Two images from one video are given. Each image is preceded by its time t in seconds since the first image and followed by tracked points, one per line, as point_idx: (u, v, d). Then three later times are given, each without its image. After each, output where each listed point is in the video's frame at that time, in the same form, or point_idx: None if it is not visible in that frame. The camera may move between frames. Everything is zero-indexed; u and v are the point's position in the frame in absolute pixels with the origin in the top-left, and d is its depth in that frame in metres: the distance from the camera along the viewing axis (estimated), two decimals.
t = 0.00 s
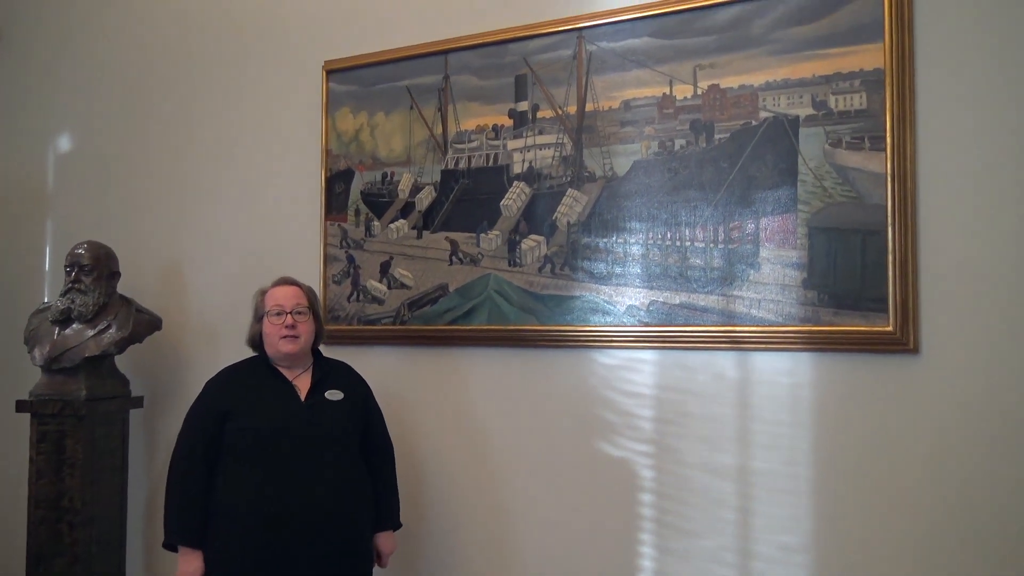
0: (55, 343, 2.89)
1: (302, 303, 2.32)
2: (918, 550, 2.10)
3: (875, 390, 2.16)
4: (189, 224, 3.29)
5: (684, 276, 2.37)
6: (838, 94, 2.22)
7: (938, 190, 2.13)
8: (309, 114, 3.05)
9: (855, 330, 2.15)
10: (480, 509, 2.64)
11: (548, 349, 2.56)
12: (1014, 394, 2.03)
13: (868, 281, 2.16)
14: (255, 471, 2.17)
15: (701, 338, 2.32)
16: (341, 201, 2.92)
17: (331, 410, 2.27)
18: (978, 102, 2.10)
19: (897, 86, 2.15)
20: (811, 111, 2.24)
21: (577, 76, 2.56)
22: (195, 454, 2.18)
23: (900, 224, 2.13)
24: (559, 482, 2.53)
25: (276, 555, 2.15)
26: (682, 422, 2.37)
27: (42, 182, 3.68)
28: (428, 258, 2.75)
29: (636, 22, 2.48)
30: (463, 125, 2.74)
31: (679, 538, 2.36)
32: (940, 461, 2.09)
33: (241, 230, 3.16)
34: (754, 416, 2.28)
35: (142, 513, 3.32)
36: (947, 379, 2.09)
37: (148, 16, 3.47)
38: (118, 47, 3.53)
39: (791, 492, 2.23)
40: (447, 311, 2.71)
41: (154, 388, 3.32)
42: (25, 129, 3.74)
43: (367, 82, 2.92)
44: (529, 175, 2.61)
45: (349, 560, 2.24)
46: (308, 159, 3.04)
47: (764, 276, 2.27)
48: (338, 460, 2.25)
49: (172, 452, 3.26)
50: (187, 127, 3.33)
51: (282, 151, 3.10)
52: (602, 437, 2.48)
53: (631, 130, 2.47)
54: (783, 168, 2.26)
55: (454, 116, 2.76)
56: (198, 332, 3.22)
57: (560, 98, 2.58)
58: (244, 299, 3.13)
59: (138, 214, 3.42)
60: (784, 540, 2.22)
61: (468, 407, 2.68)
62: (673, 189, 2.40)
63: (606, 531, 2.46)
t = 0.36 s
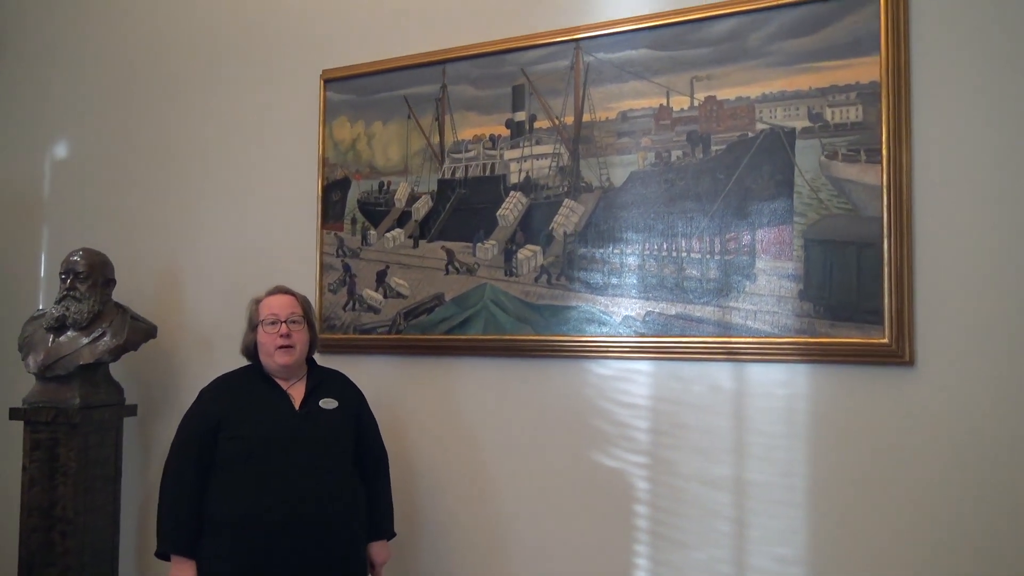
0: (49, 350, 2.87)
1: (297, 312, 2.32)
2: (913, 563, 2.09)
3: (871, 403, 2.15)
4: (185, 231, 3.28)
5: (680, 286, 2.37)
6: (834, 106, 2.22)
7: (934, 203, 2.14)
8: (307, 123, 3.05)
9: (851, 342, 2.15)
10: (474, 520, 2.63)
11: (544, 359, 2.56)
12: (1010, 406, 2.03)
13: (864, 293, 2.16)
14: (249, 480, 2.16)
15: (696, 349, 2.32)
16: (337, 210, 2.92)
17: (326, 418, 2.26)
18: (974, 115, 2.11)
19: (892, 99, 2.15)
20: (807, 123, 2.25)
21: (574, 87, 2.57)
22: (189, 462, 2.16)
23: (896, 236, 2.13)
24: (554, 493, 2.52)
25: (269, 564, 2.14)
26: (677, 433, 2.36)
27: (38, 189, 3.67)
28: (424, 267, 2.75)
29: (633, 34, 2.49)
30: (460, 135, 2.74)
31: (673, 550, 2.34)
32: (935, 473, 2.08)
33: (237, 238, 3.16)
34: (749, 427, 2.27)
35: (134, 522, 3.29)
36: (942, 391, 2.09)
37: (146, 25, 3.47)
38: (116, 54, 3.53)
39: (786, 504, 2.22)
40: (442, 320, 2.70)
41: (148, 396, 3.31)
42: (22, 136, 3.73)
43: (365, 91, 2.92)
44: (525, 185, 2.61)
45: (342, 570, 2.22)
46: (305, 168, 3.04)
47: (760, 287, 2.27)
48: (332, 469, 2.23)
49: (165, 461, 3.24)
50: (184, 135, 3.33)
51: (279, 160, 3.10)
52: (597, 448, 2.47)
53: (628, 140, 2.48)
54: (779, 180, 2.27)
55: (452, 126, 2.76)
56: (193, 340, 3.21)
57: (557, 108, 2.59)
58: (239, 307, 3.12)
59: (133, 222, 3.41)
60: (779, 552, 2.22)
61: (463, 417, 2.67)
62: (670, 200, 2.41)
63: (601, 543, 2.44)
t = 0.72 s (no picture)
0: (45, 356, 2.85)
1: (292, 316, 2.31)
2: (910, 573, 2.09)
3: (868, 411, 2.15)
4: (182, 237, 3.28)
5: (677, 294, 2.37)
6: (831, 115, 2.23)
7: (931, 211, 2.14)
8: (305, 129, 3.05)
9: (848, 350, 2.15)
10: (471, 528, 2.62)
11: (541, 367, 2.55)
12: (1007, 416, 2.03)
13: (861, 302, 2.16)
14: (244, 485, 2.15)
15: (693, 357, 2.32)
16: (335, 217, 2.92)
17: (322, 425, 2.25)
18: (970, 125, 2.12)
19: (889, 109, 2.16)
20: (805, 132, 2.26)
21: (572, 94, 2.57)
22: (185, 468, 2.15)
23: (893, 245, 2.13)
24: (550, 501, 2.51)
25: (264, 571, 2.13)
26: (674, 442, 2.35)
27: (35, 194, 3.66)
28: (421, 274, 2.75)
29: (631, 42, 2.50)
30: (458, 142, 2.75)
31: (670, 559, 2.34)
32: (933, 483, 2.08)
33: (234, 244, 3.15)
34: (746, 436, 2.27)
35: (128, 529, 3.28)
36: (939, 401, 2.09)
37: (144, 30, 3.47)
38: (114, 60, 3.53)
39: (783, 513, 2.21)
40: (439, 327, 2.70)
41: (143, 402, 3.29)
42: (19, 141, 3.73)
43: (363, 98, 2.93)
44: (523, 193, 2.61)
45: None
46: (303, 174, 3.04)
47: (757, 295, 2.27)
48: (328, 475, 2.22)
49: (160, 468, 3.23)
50: (182, 141, 3.32)
51: (277, 166, 3.09)
52: (594, 456, 2.46)
53: (626, 148, 2.48)
54: (776, 189, 2.27)
55: (450, 133, 2.76)
56: (189, 346, 3.20)
57: (555, 116, 2.59)
58: (236, 313, 3.12)
59: (130, 227, 3.41)
60: (775, 561, 2.21)
61: (460, 425, 2.66)
62: (667, 208, 2.41)
63: (597, 552, 2.43)
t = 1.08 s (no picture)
0: (41, 361, 2.84)
1: (292, 323, 2.30)
2: None
3: (866, 418, 2.15)
4: (179, 241, 3.27)
5: (674, 300, 2.37)
6: (829, 122, 2.23)
7: (928, 218, 2.14)
8: (302, 134, 3.05)
9: (846, 357, 2.15)
10: (467, 533, 2.61)
11: (539, 373, 2.55)
12: (1004, 422, 2.03)
13: (859, 308, 2.16)
14: (241, 490, 2.14)
15: (691, 363, 2.31)
16: (332, 222, 2.92)
17: (318, 430, 2.24)
18: (967, 132, 2.12)
19: (887, 115, 2.16)
20: (802, 138, 2.26)
21: (570, 100, 2.57)
22: (182, 473, 2.14)
23: (890, 251, 2.13)
24: (547, 507, 2.50)
25: None
26: (672, 448, 2.35)
27: (32, 199, 3.65)
28: (419, 279, 2.74)
29: (629, 48, 2.50)
30: (455, 147, 2.75)
31: (667, 565, 2.33)
32: (930, 490, 2.08)
33: (231, 249, 3.14)
34: (743, 442, 2.26)
35: (124, 534, 3.26)
36: (936, 407, 2.09)
37: (142, 35, 3.47)
38: (112, 64, 3.53)
39: (780, 520, 2.21)
40: (436, 332, 2.69)
41: (140, 407, 3.28)
42: (17, 145, 3.72)
43: (361, 103, 2.93)
44: (521, 199, 2.61)
45: None
46: (300, 179, 3.04)
47: (755, 301, 2.27)
48: (324, 481, 2.21)
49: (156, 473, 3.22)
50: (179, 146, 3.32)
51: (275, 171, 3.09)
52: (591, 463, 2.45)
53: (623, 154, 2.48)
54: (773, 195, 2.27)
55: (447, 138, 2.76)
56: (186, 351, 3.19)
57: (553, 121, 2.59)
58: (233, 318, 3.11)
59: (127, 232, 3.40)
60: (772, 568, 2.20)
61: (456, 430, 2.66)
62: (664, 214, 2.41)
63: (594, 559, 2.42)
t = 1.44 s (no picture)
0: (38, 364, 2.84)
1: (292, 327, 2.30)
2: None
3: (865, 421, 2.15)
4: (178, 244, 3.27)
5: (673, 304, 2.37)
6: (827, 126, 2.23)
7: (927, 222, 2.14)
8: (301, 137, 3.05)
9: (845, 361, 2.15)
10: (466, 536, 2.60)
11: (538, 376, 2.54)
12: (1002, 426, 2.03)
13: (858, 312, 2.16)
14: (239, 493, 2.14)
15: (690, 366, 2.31)
16: (331, 225, 2.92)
17: (317, 434, 2.24)
18: (965, 136, 2.13)
19: (886, 119, 2.17)
20: (801, 142, 2.26)
21: (569, 104, 2.57)
22: (180, 475, 2.14)
23: (889, 255, 2.13)
24: (546, 510, 2.50)
25: None
26: (671, 451, 2.35)
27: (31, 202, 3.64)
28: (418, 282, 2.74)
29: (628, 52, 2.50)
30: (455, 150, 2.75)
31: (666, 569, 2.33)
32: (929, 493, 2.08)
33: (230, 251, 3.14)
34: (742, 446, 2.26)
35: (122, 537, 3.25)
36: (934, 411, 2.09)
37: (141, 38, 3.47)
38: (111, 68, 3.53)
39: (779, 523, 2.20)
40: (436, 335, 2.69)
41: (138, 409, 3.27)
42: (15, 149, 3.71)
43: (360, 106, 2.93)
44: (519, 202, 2.62)
45: None
46: (299, 182, 3.04)
47: (754, 304, 2.27)
48: (323, 484, 2.21)
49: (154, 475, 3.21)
50: (178, 148, 3.32)
51: (274, 174, 3.09)
52: (590, 466, 2.45)
53: (623, 158, 2.48)
54: (772, 199, 2.27)
55: (446, 141, 2.76)
56: (184, 353, 3.18)
57: (552, 125, 2.59)
58: (232, 321, 3.10)
59: (126, 234, 3.40)
60: (772, 572, 2.20)
61: (455, 434, 2.65)
62: (663, 217, 2.41)
63: (594, 563, 2.42)
